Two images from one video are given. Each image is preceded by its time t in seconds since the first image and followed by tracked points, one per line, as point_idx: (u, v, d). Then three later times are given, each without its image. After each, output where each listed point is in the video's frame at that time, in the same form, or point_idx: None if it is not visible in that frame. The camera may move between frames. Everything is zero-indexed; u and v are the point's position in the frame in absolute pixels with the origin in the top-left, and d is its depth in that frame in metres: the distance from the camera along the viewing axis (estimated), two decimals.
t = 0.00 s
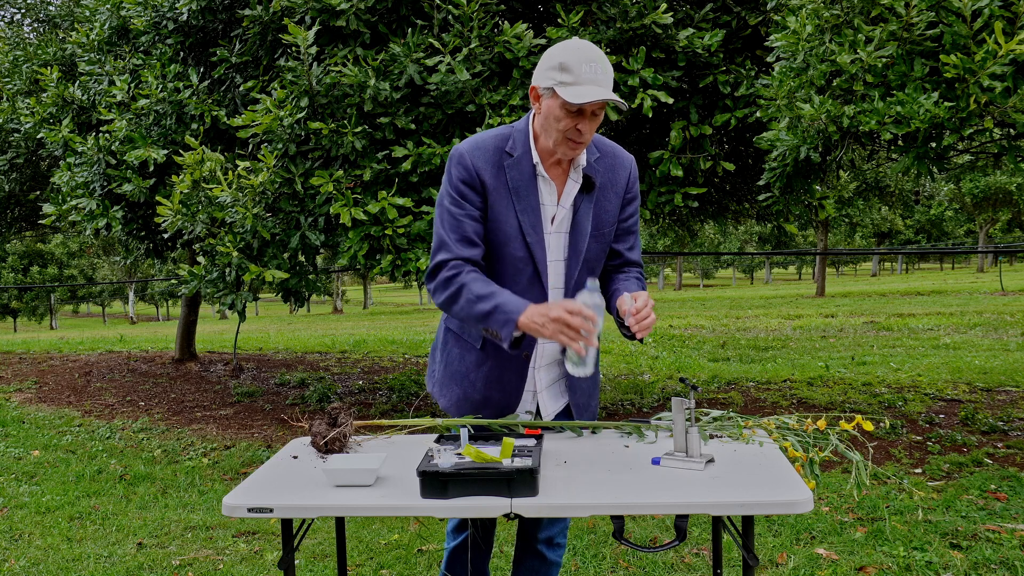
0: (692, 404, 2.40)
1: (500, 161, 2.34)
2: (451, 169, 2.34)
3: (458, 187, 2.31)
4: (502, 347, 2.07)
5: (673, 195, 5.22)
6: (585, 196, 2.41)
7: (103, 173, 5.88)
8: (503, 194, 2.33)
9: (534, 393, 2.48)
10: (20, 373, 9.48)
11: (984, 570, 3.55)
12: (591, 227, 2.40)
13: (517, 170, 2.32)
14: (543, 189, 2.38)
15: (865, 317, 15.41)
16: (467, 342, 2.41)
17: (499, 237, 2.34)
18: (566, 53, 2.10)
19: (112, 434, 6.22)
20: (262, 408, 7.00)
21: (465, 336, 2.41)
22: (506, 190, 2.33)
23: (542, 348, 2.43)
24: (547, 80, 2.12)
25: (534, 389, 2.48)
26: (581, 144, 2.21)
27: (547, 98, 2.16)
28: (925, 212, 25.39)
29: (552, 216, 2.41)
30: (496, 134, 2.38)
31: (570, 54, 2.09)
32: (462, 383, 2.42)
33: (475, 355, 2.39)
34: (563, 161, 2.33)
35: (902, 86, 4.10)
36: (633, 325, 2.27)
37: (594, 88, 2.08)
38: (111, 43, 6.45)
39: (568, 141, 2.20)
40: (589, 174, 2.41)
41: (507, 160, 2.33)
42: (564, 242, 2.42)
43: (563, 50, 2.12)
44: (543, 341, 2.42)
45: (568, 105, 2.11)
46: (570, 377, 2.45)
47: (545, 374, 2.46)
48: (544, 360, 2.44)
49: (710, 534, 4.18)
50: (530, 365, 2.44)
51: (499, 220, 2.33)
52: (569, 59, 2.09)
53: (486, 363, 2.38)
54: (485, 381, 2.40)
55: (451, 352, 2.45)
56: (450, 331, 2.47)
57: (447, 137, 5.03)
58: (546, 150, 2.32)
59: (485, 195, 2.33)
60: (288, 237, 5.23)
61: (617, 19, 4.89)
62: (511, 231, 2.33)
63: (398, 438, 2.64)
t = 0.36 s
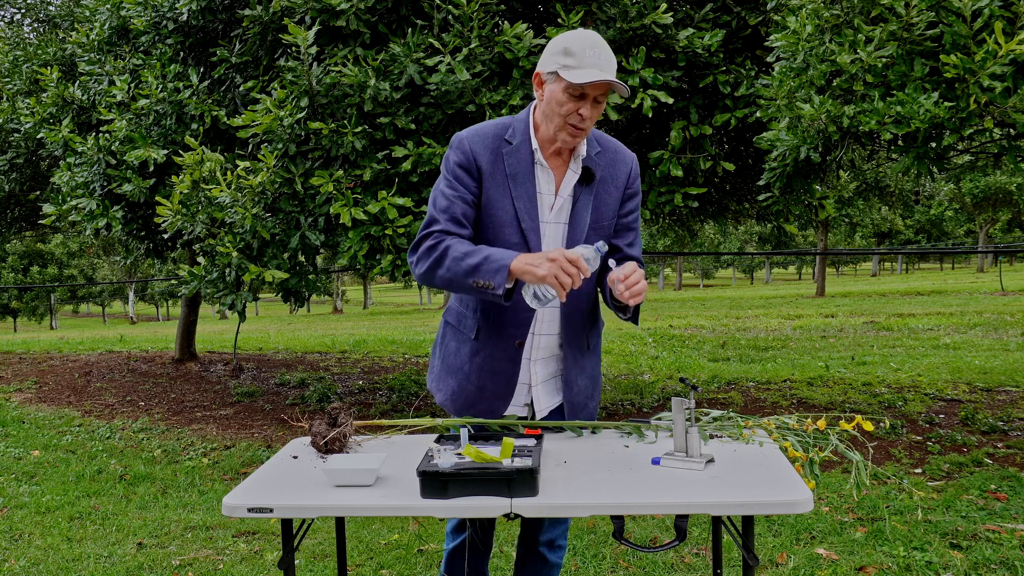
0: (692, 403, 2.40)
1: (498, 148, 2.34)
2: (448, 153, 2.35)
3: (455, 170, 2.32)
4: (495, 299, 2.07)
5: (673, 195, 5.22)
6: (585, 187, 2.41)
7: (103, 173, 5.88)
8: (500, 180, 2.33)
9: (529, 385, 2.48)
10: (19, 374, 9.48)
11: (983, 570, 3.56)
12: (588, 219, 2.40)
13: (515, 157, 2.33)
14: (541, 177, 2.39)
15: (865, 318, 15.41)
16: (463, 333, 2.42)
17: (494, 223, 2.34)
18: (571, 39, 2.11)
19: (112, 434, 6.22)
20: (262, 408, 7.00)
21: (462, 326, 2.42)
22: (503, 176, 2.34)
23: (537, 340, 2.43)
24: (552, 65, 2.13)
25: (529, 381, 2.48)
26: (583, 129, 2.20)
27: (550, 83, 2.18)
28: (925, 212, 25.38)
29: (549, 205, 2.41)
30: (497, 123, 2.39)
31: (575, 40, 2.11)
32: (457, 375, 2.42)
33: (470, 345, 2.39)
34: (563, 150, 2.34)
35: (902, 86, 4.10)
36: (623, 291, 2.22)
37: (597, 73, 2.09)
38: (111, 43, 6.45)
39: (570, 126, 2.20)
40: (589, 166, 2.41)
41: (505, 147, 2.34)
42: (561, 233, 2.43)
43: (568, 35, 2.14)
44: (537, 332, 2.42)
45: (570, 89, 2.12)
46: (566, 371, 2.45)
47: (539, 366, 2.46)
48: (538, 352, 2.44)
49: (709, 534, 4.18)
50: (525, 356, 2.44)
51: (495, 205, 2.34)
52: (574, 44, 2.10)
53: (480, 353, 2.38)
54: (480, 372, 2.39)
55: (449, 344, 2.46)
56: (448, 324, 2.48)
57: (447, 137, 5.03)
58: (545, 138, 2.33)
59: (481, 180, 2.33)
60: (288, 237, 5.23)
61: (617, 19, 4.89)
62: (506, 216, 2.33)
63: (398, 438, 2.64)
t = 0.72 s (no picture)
0: (692, 403, 2.40)
1: (501, 144, 2.35)
2: (451, 146, 2.36)
3: (456, 162, 2.32)
4: (489, 281, 2.08)
5: (673, 195, 5.22)
6: (586, 187, 2.41)
7: (103, 173, 5.88)
8: (500, 175, 2.34)
9: (525, 383, 2.47)
10: (19, 374, 9.48)
11: (984, 570, 3.56)
12: (589, 219, 2.40)
13: (517, 153, 2.34)
14: (542, 174, 2.39)
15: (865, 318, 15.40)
16: (460, 329, 2.42)
17: (494, 219, 2.35)
18: (583, 39, 2.11)
19: (112, 434, 6.22)
20: (262, 408, 7.00)
21: (458, 321, 2.42)
22: (504, 171, 2.34)
23: (535, 338, 2.43)
24: (561, 64, 2.13)
25: (525, 379, 2.46)
26: (588, 130, 2.21)
27: (558, 81, 2.17)
28: (925, 212, 25.37)
29: (550, 202, 2.41)
30: (500, 119, 2.40)
31: (587, 40, 2.10)
32: (454, 371, 2.41)
33: (466, 340, 2.39)
34: (567, 149, 2.34)
35: (902, 86, 4.10)
36: (617, 280, 2.18)
37: (608, 75, 2.10)
38: (111, 43, 6.45)
39: (576, 127, 2.20)
40: (592, 166, 2.40)
41: (508, 143, 2.35)
42: (561, 231, 2.43)
43: (578, 35, 2.13)
44: (535, 330, 2.42)
45: (579, 88, 2.13)
46: (564, 370, 2.45)
47: (536, 364, 2.46)
48: (535, 350, 2.44)
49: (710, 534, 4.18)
50: (522, 354, 2.43)
51: (495, 199, 2.34)
52: (585, 44, 2.10)
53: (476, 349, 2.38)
54: (476, 368, 2.38)
55: (445, 340, 2.46)
56: (445, 319, 2.48)
57: (446, 137, 5.03)
58: (548, 135, 2.33)
59: (482, 174, 2.34)
60: (288, 237, 5.23)
61: (618, 19, 4.89)
62: (506, 211, 2.33)
63: (398, 438, 2.64)
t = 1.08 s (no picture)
0: (692, 403, 2.39)
1: (503, 141, 2.36)
2: (453, 142, 2.37)
3: (458, 157, 2.33)
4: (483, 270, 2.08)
5: (673, 195, 5.22)
6: (588, 187, 2.41)
7: (103, 173, 5.88)
8: (502, 173, 2.34)
9: (523, 381, 2.44)
10: (19, 374, 9.47)
11: (984, 570, 3.56)
12: (589, 219, 2.40)
13: (519, 150, 2.34)
14: (544, 173, 2.39)
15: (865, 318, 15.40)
16: (458, 325, 2.42)
17: (494, 216, 2.35)
18: (589, 40, 2.11)
19: (112, 434, 6.22)
20: (262, 408, 7.00)
21: (457, 318, 2.43)
22: (505, 169, 2.35)
23: (534, 337, 2.42)
24: (566, 64, 2.13)
25: (524, 377, 2.44)
26: (592, 131, 2.21)
27: (562, 81, 2.17)
28: (925, 212, 25.36)
29: (551, 201, 2.41)
30: (504, 117, 2.41)
31: (593, 41, 2.10)
32: (452, 368, 2.42)
33: (465, 337, 2.40)
34: (570, 150, 2.34)
35: (902, 86, 4.10)
36: (613, 280, 2.18)
37: (612, 77, 2.09)
38: (111, 43, 6.45)
39: (580, 127, 2.20)
40: (593, 166, 2.40)
41: (510, 140, 2.35)
42: (562, 230, 2.43)
43: (585, 36, 2.13)
44: (533, 329, 2.41)
45: (583, 89, 2.13)
46: (565, 369, 2.44)
47: (535, 363, 2.44)
48: (534, 348, 2.42)
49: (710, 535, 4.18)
50: (521, 352, 2.41)
51: (495, 196, 2.35)
52: (591, 46, 2.09)
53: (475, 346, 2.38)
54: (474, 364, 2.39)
55: (444, 337, 2.46)
56: (444, 316, 2.48)
57: (446, 137, 5.03)
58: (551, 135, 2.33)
59: (483, 171, 2.35)
60: (288, 237, 5.23)
61: (618, 18, 4.88)
62: (506, 207, 2.34)
63: (398, 438, 2.64)
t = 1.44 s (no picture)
0: (692, 403, 2.39)
1: (505, 140, 2.36)
2: (456, 139, 2.37)
3: (460, 155, 2.33)
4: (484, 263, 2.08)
5: (673, 194, 5.22)
6: (590, 187, 2.41)
7: (103, 173, 5.88)
8: (504, 171, 2.35)
9: (523, 381, 2.44)
10: (19, 374, 9.47)
11: (983, 570, 3.56)
12: (591, 219, 2.40)
13: (522, 149, 2.34)
14: (546, 172, 2.39)
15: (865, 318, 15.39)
16: (459, 323, 2.43)
17: (496, 214, 2.35)
18: (593, 40, 2.10)
19: (112, 434, 6.23)
20: (262, 408, 7.00)
21: (457, 316, 2.43)
22: (508, 167, 2.35)
23: (534, 336, 2.42)
24: (571, 65, 2.13)
25: (524, 377, 2.44)
26: (595, 130, 2.21)
27: (566, 81, 2.17)
28: (925, 212, 25.35)
29: (552, 201, 2.41)
30: (506, 115, 2.41)
31: (597, 42, 2.10)
32: (453, 366, 2.42)
33: (465, 335, 2.41)
34: (573, 149, 2.34)
35: (902, 86, 4.10)
36: (613, 281, 2.17)
37: (617, 78, 2.09)
38: (111, 43, 6.45)
39: (583, 127, 2.20)
40: (596, 166, 2.40)
41: (512, 139, 2.35)
42: (563, 230, 2.43)
43: (589, 36, 2.12)
44: (533, 327, 2.41)
45: (587, 90, 2.12)
46: (566, 369, 2.44)
47: (535, 362, 2.43)
48: (533, 347, 2.42)
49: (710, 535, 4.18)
50: (521, 351, 2.41)
51: (497, 194, 2.35)
52: (595, 46, 2.09)
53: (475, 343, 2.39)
54: (474, 362, 2.40)
55: (444, 335, 2.46)
56: (444, 314, 2.49)
57: (446, 137, 5.02)
58: (554, 134, 2.33)
59: (485, 169, 2.35)
60: (288, 237, 5.23)
61: (618, 18, 4.88)
62: (508, 206, 2.34)
63: (398, 437, 2.64)
